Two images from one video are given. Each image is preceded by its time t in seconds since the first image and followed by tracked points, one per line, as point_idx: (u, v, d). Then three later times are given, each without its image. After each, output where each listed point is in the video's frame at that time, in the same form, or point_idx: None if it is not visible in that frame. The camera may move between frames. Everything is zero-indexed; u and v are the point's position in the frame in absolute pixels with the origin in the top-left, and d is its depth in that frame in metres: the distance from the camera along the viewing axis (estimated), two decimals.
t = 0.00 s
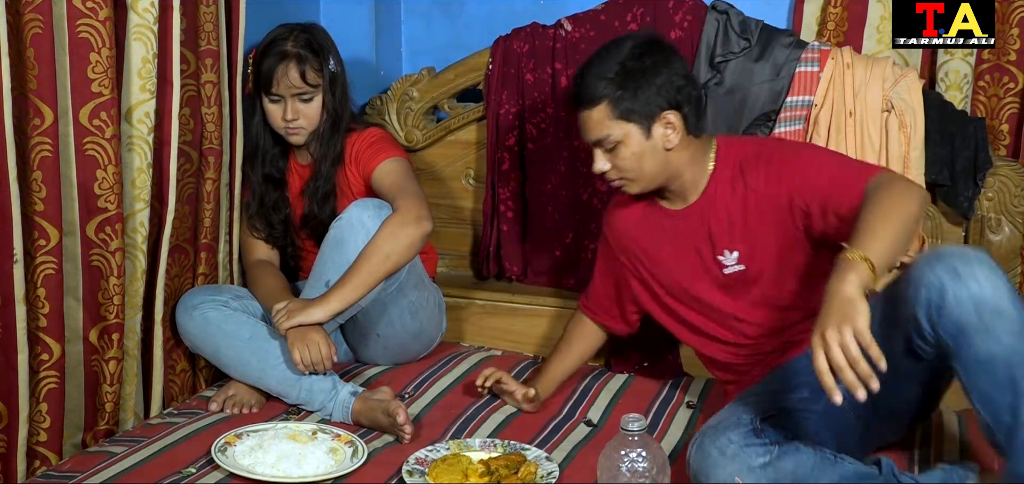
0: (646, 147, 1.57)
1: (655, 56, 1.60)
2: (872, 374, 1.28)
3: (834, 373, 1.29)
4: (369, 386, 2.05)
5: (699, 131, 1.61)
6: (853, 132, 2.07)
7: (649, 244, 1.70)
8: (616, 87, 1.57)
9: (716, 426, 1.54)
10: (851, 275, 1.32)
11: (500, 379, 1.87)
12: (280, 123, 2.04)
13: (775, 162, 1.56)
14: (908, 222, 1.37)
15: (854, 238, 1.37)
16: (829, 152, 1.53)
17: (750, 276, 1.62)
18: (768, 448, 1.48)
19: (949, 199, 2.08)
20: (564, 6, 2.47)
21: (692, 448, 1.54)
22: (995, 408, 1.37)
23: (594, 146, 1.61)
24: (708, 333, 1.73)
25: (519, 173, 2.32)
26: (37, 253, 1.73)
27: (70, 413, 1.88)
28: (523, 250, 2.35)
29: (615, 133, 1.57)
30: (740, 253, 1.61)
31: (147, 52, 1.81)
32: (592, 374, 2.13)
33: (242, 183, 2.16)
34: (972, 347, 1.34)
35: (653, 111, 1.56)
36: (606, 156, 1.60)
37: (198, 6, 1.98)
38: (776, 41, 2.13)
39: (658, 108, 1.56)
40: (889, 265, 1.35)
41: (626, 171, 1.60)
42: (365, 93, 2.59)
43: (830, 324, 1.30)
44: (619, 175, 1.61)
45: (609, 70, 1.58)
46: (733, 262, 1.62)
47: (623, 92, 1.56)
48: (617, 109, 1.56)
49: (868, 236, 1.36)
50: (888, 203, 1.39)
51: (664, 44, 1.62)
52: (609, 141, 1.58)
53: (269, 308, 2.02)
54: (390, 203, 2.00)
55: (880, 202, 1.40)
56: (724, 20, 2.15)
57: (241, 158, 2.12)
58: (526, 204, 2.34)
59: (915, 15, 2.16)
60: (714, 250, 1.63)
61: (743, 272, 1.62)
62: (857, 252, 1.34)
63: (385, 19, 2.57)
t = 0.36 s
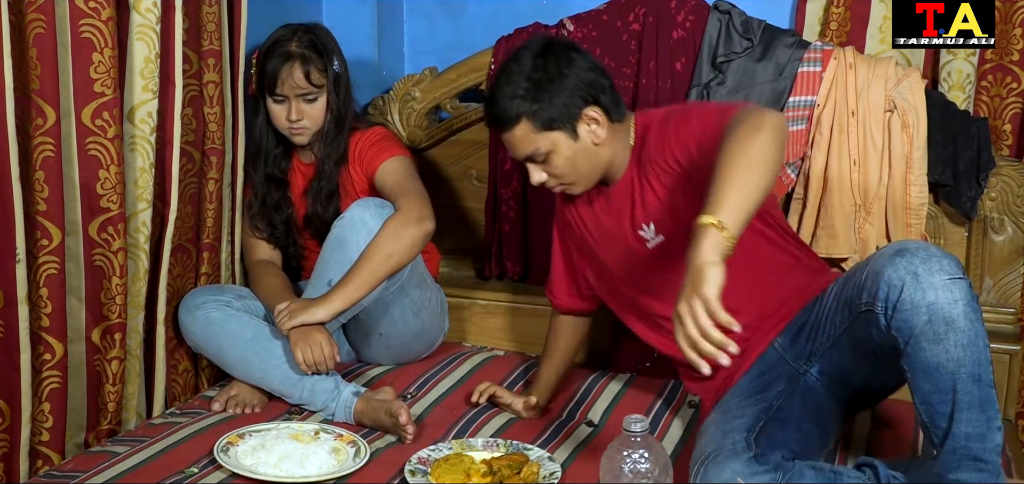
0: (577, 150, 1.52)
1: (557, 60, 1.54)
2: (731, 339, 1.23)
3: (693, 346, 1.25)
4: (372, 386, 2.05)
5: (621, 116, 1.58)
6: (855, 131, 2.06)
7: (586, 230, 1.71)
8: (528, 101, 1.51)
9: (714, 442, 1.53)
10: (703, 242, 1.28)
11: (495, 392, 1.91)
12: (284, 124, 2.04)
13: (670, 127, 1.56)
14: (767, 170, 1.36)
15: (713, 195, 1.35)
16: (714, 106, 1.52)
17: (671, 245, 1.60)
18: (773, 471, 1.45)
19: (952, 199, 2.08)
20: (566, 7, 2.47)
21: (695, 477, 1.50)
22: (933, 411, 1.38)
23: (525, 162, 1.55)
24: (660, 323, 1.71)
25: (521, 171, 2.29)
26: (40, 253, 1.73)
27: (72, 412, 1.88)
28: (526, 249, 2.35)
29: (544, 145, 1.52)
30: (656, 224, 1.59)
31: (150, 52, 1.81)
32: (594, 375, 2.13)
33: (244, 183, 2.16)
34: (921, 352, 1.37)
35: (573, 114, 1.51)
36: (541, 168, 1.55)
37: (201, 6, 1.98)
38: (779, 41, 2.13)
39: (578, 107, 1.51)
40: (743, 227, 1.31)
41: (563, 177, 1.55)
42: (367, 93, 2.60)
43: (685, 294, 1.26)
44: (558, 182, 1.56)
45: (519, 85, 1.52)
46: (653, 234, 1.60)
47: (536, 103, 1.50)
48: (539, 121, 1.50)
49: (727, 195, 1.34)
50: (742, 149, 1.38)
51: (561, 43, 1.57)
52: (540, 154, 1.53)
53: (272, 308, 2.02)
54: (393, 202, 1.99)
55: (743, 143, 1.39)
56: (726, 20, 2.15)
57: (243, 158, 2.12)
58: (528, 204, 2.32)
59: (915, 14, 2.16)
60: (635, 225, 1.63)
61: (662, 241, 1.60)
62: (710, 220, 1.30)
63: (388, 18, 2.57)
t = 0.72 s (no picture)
0: (582, 111, 1.59)
1: (559, 24, 1.62)
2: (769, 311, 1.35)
3: (735, 320, 1.36)
4: (376, 386, 2.05)
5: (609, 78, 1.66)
6: (859, 131, 2.06)
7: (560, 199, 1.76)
8: (536, 62, 1.56)
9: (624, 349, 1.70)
10: (724, 221, 1.39)
11: (496, 395, 1.92)
12: (291, 123, 2.04)
13: (657, 97, 1.67)
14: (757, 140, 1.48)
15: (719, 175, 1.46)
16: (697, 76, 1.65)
17: (657, 210, 1.69)
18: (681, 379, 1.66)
19: (956, 199, 2.08)
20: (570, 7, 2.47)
21: (608, 373, 1.71)
22: (916, 398, 1.44)
23: (528, 127, 1.59)
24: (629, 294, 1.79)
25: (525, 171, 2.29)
26: (45, 252, 1.73)
27: (76, 412, 1.88)
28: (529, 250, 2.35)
29: (552, 106, 1.56)
30: (646, 188, 1.68)
31: (154, 52, 1.82)
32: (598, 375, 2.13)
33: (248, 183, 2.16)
34: (893, 342, 1.45)
35: (579, 77, 1.58)
36: (543, 131, 1.59)
37: (205, 5, 1.98)
38: (783, 41, 2.12)
39: (583, 70, 1.59)
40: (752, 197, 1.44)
41: (564, 139, 1.61)
42: (373, 92, 2.62)
43: (719, 275, 1.37)
44: (558, 145, 1.61)
45: (526, 48, 1.57)
46: (640, 199, 1.69)
47: (544, 65, 1.56)
48: (549, 83, 1.55)
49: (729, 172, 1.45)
50: (740, 117, 1.50)
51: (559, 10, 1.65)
52: (546, 117, 1.57)
53: (276, 308, 2.02)
54: (398, 204, 2.00)
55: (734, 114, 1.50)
56: (730, 20, 2.15)
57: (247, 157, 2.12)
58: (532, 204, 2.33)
59: (915, 15, 2.16)
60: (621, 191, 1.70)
61: (649, 205, 1.69)
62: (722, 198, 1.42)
63: (392, 18, 2.57)
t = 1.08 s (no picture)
0: (646, 105, 1.70)
1: (636, 21, 1.74)
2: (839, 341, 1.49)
3: (809, 342, 1.49)
4: (376, 386, 2.05)
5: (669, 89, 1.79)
6: (861, 131, 2.06)
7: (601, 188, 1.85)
8: (613, 51, 1.67)
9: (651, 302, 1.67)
10: (813, 253, 1.53)
11: (500, 386, 1.93)
12: (294, 124, 2.03)
13: (720, 122, 1.80)
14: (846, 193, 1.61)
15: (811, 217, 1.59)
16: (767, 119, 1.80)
17: (693, 225, 1.79)
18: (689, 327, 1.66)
19: (958, 199, 2.08)
20: (571, 7, 2.47)
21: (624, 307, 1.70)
22: (885, 352, 1.47)
23: (594, 110, 1.68)
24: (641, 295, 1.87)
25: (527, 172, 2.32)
26: (46, 252, 1.73)
27: (78, 412, 1.88)
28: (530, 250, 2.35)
29: (622, 94, 1.67)
30: (689, 203, 1.79)
31: (156, 52, 1.82)
32: (598, 375, 2.13)
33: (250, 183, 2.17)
34: (880, 295, 1.48)
35: (650, 72, 1.70)
36: (607, 118, 1.68)
37: (206, 6, 1.98)
38: (785, 41, 2.12)
39: (653, 67, 1.70)
40: (840, 241, 1.57)
41: (623, 130, 1.70)
42: (373, 93, 2.61)
43: (804, 300, 1.49)
44: (616, 135, 1.70)
45: (603, 38, 1.68)
46: (681, 211, 1.79)
47: (619, 55, 1.67)
48: (622, 72, 1.67)
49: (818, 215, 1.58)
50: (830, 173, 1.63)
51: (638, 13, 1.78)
52: (614, 103, 1.67)
53: (278, 308, 2.02)
54: (401, 205, 2.00)
55: (820, 169, 1.64)
56: (732, 20, 2.16)
57: (249, 157, 2.12)
58: (534, 204, 2.33)
59: (915, 15, 2.16)
60: (664, 199, 1.80)
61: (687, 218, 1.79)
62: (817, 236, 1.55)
63: (393, 19, 2.57)
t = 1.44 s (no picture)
0: (705, 121, 1.64)
1: (700, 31, 1.66)
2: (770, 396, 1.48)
3: (740, 393, 1.48)
4: (376, 386, 2.05)
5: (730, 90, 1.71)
6: (860, 131, 2.06)
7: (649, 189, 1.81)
8: (676, 68, 1.59)
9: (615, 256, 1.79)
10: (773, 304, 1.49)
11: (497, 389, 1.93)
12: (297, 124, 2.03)
13: (759, 129, 1.71)
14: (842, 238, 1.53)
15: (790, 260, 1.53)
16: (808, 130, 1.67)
17: (724, 232, 1.76)
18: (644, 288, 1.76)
19: (957, 199, 2.08)
20: (572, 7, 2.47)
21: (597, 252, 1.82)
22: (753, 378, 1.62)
23: (652, 126, 1.63)
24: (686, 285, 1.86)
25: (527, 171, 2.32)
26: (46, 252, 1.73)
27: (78, 411, 1.88)
28: (531, 250, 2.35)
29: (682, 113, 1.61)
30: (725, 211, 1.75)
31: (155, 52, 1.82)
32: (598, 377, 2.14)
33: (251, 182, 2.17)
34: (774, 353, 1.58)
35: (713, 89, 1.63)
36: (664, 134, 1.63)
37: (207, 5, 1.98)
38: (785, 41, 2.12)
39: (717, 83, 1.63)
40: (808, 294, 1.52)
41: (679, 145, 1.65)
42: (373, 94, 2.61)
43: (747, 354, 1.47)
44: (671, 149, 1.65)
45: (666, 53, 1.60)
46: (718, 219, 1.75)
47: (683, 72, 1.60)
48: (685, 91, 1.60)
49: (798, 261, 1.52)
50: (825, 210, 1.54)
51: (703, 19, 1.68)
52: (672, 121, 1.62)
53: (279, 309, 2.02)
54: (402, 207, 2.00)
55: (823, 207, 1.54)
56: (732, 20, 2.15)
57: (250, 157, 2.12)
58: (534, 204, 2.33)
59: (916, 15, 2.16)
60: (704, 204, 1.77)
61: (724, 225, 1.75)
62: (782, 286, 1.51)
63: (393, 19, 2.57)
